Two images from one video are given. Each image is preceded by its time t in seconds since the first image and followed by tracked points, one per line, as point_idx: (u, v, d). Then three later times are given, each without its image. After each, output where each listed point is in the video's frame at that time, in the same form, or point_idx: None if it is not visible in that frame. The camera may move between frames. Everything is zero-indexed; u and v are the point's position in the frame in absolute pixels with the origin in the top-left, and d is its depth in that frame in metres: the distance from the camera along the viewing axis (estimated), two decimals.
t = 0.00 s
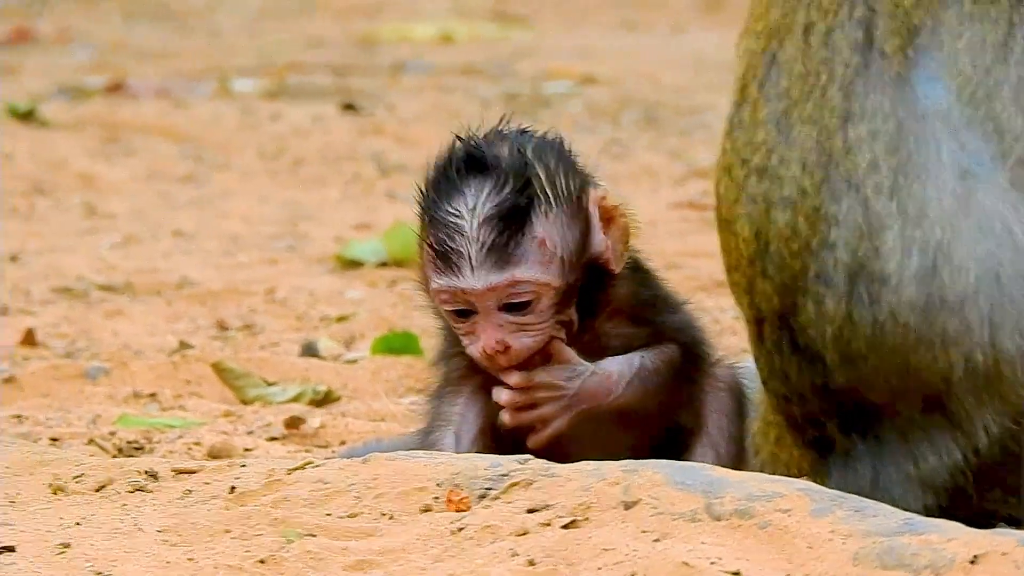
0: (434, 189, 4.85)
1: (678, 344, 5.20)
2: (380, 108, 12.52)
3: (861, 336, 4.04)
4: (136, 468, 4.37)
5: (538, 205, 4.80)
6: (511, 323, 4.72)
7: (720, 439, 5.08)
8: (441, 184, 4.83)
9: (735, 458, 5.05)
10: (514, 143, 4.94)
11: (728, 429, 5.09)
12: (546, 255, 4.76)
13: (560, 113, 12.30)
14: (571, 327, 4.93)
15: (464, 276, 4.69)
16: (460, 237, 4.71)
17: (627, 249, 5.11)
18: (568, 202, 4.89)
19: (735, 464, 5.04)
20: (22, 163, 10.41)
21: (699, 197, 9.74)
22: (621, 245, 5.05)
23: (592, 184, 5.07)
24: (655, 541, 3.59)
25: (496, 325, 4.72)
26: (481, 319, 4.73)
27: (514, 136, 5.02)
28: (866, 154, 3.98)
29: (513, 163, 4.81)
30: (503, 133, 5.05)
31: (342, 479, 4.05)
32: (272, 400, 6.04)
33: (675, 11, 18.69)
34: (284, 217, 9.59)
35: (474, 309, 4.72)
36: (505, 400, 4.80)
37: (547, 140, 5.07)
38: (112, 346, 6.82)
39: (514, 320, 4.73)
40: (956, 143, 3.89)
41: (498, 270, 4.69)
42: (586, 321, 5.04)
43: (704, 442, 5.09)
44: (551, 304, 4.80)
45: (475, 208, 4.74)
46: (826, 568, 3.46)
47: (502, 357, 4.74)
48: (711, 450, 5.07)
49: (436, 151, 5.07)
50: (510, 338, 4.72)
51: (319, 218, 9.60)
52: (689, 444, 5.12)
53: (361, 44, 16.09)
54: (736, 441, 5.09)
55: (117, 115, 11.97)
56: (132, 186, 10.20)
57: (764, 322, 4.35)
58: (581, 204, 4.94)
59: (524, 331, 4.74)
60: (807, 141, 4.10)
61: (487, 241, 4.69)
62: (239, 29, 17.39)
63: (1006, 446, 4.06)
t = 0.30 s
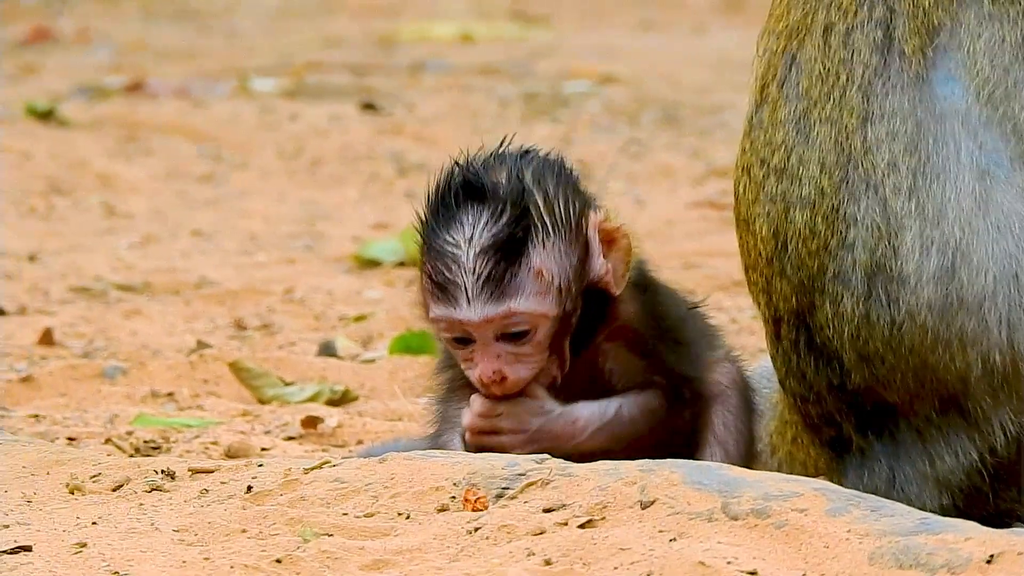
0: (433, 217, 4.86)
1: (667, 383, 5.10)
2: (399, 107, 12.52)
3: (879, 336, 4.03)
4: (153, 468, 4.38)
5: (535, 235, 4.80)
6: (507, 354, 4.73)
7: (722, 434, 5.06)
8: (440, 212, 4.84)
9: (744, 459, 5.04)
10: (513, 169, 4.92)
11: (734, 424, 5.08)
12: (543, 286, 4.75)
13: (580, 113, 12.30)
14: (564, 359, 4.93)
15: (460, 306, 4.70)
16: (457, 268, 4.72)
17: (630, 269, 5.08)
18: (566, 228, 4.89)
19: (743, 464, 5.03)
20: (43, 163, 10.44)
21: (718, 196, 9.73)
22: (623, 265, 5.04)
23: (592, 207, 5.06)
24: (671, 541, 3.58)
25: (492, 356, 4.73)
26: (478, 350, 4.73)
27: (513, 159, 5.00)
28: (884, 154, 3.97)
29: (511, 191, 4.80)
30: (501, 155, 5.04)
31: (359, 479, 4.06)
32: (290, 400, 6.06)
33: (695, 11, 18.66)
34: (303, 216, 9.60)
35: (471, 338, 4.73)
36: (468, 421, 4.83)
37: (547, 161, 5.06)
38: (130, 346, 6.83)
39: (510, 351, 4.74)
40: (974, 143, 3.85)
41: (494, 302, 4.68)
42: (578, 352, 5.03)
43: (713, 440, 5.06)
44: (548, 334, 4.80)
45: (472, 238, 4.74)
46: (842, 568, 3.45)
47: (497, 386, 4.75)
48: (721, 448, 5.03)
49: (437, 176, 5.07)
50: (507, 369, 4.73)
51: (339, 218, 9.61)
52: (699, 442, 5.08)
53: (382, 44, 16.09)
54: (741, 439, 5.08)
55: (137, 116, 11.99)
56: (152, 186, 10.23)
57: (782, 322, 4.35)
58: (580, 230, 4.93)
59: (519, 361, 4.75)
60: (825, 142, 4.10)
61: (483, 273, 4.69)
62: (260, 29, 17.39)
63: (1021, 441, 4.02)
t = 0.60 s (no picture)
0: (463, 270, 4.89)
1: (664, 438, 5.12)
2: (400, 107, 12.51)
3: (880, 336, 4.04)
4: (153, 467, 4.38)
5: (562, 305, 4.84)
6: (519, 416, 4.85)
7: (728, 437, 5.03)
8: (470, 267, 4.87)
9: (747, 458, 5.00)
10: (547, 229, 4.93)
11: (739, 427, 5.07)
12: (564, 356, 4.82)
13: (580, 113, 12.30)
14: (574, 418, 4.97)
15: (481, 364, 4.79)
16: (481, 328, 4.79)
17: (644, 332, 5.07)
18: (593, 296, 4.92)
19: (747, 463, 4.99)
20: (43, 163, 10.43)
21: (719, 196, 9.72)
22: (638, 330, 5.03)
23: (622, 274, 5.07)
24: (671, 541, 3.58)
25: (506, 414, 4.84)
26: (490, 407, 4.85)
27: (549, 216, 5.01)
28: (886, 155, 3.97)
29: (544, 259, 4.82)
30: (537, 210, 5.04)
31: (359, 478, 4.05)
32: (290, 400, 6.06)
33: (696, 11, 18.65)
34: (303, 216, 9.60)
35: (486, 396, 4.85)
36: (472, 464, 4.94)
37: (582, 221, 5.06)
38: (131, 346, 6.83)
39: (523, 412, 4.85)
40: (975, 143, 3.84)
41: (512, 368, 4.77)
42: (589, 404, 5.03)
43: (716, 442, 5.04)
44: (562, 401, 4.90)
45: (500, 301, 4.79)
46: (842, 568, 3.45)
47: (506, 443, 4.87)
48: (722, 448, 5.00)
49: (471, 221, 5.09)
50: (516, 429, 4.85)
51: (339, 218, 9.61)
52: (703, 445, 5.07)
53: (383, 44, 16.09)
54: (747, 442, 5.05)
55: (138, 115, 11.98)
56: (153, 185, 10.23)
57: (782, 321, 4.36)
58: (607, 299, 4.96)
59: (530, 424, 4.85)
60: (826, 143, 4.10)
61: (507, 337, 4.76)
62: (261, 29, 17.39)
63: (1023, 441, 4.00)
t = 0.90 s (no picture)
0: (428, 243, 4.83)
1: (631, 434, 5.04)
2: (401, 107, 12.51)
3: (881, 337, 4.04)
4: (153, 467, 4.38)
5: (520, 283, 4.73)
6: (471, 392, 4.75)
7: (724, 437, 4.87)
8: (435, 239, 4.80)
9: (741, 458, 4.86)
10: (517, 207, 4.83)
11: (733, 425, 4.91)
12: (516, 335, 4.71)
13: (581, 113, 12.30)
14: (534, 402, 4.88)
15: (431, 337, 4.71)
16: (436, 299, 4.71)
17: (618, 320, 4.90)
18: (557, 278, 4.79)
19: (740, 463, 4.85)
20: (43, 163, 10.43)
21: (719, 196, 9.73)
22: (611, 317, 4.86)
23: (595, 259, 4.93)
24: (672, 541, 3.58)
25: (458, 388, 4.75)
26: (442, 381, 4.77)
27: (526, 193, 4.92)
28: (886, 155, 3.97)
29: (505, 235, 4.73)
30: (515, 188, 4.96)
31: (359, 478, 4.05)
32: (290, 400, 6.07)
33: (697, 11, 18.64)
34: (304, 216, 9.60)
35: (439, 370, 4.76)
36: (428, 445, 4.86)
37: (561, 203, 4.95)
38: (131, 346, 6.83)
39: (475, 388, 4.75)
40: (976, 144, 3.84)
41: (462, 342, 4.68)
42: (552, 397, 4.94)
43: (708, 440, 4.88)
44: (516, 381, 4.78)
45: (456, 274, 4.71)
46: (843, 568, 3.45)
47: (457, 421, 4.78)
48: (716, 448, 4.85)
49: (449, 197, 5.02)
50: (467, 406, 4.75)
51: (340, 218, 9.61)
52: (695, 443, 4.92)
53: (384, 44, 16.08)
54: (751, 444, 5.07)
55: (139, 115, 11.98)
56: (153, 185, 10.23)
57: (782, 321, 4.35)
58: (572, 281, 4.82)
59: (481, 403, 4.76)
60: (826, 143, 4.10)
61: (458, 310, 4.68)
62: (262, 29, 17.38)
63: None
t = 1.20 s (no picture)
0: (407, 210, 4.92)
1: (620, 416, 4.99)
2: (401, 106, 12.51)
3: (881, 337, 4.03)
4: (153, 467, 4.38)
5: (491, 249, 4.79)
6: (443, 354, 4.81)
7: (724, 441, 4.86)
8: (414, 206, 4.89)
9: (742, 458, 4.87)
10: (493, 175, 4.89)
11: (733, 426, 4.90)
12: (486, 299, 4.76)
13: (581, 113, 12.30)
14: (510, 373, 4.92)
15: (402, 299, 4.78)
16: (409, 262, 4.80)
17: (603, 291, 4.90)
18: (528, 245, 4.82)
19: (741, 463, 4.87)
20: (43, 163, 10.43)
21: (719, 196, 9.72)
22: (594, 289, 4.86)
23: (573, 228, 4.95)
24: (671, 540, 3.58)
25: (429, 350, 4.81)
26: (417, 344, 4.83)
27: (504, 162, 4.97)
28: (885, 154, 3.96)
29: (478, 200, 4.81)
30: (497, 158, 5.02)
31: (359, 478, 4.05)
32: (291, 400, 6.07)
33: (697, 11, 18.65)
34: (304, 216, 9.59)
35: (413, 332, 4.83)
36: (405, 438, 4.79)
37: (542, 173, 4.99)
38: (130, 346, 6.83)
39: (445, 351, 4.81)
40: (974, 144, 3.83)
41: (431, 304, 4.74)
42: (528, 370, 4.97)
43: (709, 441, 4.88)
44: (488, 345, 4.81)
45: (430, 237, 4.80)
46: (842, 568, 3.45)
47: (430, 383, 4.83)
48: (717, 449, 4.85)
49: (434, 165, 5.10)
50: (439, 368, 4.80)
51: (340, 218, 9.61)
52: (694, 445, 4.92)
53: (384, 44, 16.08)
54: (751, 445, 5.05)
55: (139, 115, 11.98)
56: (153, 185, 10.23)
57: (782, 321, 4.35)
58: (546, 248, 4.84)
59: (454, 365, 4.81)
60: (826, 142, 4.10)
61: (428, 273, 4.75)
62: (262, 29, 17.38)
63: None
